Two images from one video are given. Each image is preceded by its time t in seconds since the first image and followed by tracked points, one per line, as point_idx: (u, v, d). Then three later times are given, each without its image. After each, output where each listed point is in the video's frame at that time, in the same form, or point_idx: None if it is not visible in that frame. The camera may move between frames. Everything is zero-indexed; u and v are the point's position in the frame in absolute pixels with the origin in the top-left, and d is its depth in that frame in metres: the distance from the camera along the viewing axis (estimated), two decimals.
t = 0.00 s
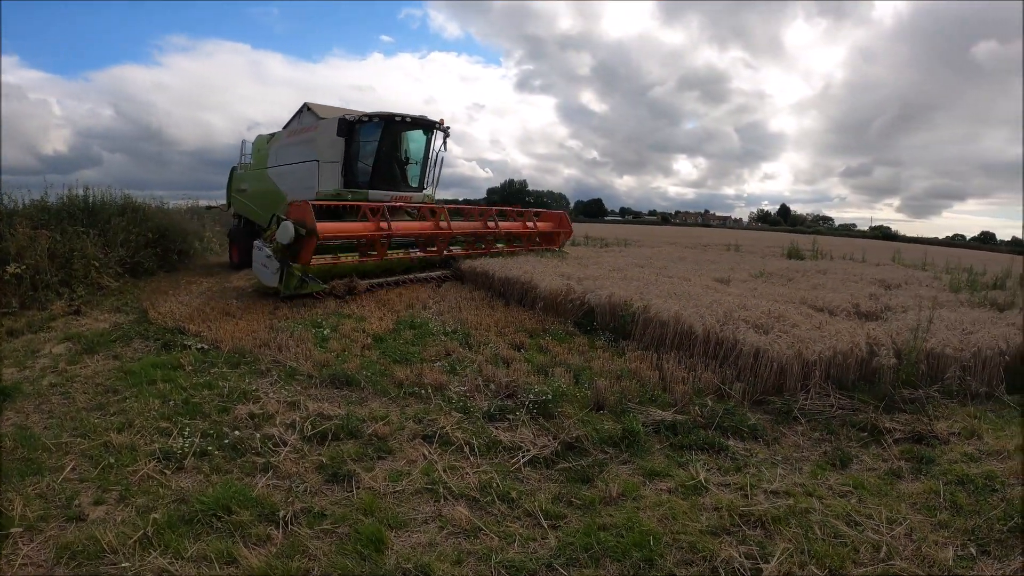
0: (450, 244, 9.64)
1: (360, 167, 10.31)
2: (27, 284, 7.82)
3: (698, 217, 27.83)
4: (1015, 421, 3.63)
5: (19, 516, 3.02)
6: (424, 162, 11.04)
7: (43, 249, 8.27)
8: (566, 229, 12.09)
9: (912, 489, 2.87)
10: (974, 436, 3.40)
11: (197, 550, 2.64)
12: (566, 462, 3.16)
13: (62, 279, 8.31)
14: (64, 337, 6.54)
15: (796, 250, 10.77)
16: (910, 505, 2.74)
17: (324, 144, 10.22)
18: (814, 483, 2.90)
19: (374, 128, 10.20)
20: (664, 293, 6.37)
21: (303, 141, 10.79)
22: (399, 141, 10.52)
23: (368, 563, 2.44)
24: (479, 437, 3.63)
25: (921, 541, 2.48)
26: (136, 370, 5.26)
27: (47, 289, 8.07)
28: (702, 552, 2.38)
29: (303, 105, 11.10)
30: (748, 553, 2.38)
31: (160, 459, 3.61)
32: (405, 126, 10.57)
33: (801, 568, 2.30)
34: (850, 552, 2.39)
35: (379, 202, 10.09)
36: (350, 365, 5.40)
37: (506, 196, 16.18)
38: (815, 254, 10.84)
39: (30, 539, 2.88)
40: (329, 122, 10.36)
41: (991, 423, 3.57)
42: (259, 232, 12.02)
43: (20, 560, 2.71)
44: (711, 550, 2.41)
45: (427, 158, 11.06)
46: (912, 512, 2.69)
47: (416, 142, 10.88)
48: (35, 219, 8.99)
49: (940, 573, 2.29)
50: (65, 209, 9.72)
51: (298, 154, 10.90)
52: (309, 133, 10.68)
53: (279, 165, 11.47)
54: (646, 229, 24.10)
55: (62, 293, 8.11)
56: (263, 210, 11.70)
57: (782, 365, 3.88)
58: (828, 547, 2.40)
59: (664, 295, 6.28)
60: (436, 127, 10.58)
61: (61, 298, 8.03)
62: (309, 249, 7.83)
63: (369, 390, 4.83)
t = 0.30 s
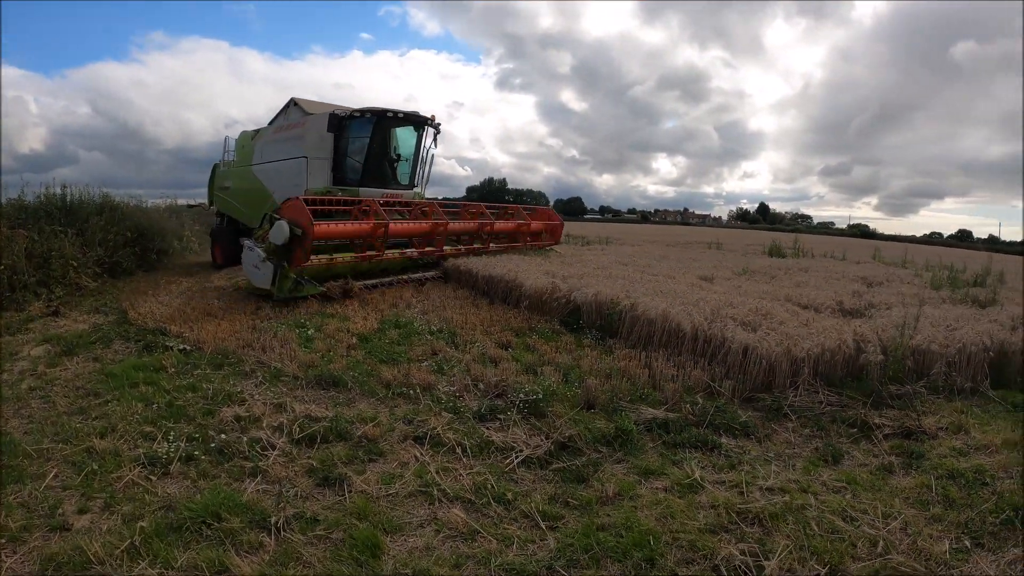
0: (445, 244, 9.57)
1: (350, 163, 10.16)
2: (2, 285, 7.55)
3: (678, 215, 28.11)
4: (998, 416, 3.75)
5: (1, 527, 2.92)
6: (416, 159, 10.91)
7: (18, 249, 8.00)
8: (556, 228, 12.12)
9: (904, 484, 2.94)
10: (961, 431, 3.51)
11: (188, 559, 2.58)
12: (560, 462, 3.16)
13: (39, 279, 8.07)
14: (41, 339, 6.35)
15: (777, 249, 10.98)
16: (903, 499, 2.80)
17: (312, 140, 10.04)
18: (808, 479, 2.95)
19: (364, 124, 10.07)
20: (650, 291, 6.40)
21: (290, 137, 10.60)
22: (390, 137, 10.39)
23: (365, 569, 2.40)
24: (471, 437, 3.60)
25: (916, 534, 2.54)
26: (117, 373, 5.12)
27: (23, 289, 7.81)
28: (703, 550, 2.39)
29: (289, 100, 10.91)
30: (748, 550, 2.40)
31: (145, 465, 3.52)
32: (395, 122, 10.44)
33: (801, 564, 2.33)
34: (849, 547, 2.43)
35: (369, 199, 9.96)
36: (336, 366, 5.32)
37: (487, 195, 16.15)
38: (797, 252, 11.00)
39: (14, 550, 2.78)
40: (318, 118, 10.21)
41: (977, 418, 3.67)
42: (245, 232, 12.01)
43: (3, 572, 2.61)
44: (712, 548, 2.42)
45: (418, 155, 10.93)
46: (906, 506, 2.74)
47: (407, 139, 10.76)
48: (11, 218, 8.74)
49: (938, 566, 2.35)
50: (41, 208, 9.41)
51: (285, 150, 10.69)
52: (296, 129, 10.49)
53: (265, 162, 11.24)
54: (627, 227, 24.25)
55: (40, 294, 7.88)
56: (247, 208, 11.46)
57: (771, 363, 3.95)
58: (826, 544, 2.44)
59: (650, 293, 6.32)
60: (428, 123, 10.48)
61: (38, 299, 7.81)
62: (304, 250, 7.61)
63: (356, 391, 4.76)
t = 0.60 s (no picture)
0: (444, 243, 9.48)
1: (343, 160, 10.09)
2: None
3: (660, 214, 28.37)
4: (985, 411, 4.01)
5: None
6: (409, 155, 10.89)
7: None
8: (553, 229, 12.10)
9: (900, 478, 3.08)
10: (951, 426, 3.71)
11: (189, 569, 2.55)
12: (562, 462, 3.26)
13: (20, 280, 7.90)
14: (23, 341, 6.20)
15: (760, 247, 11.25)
16: (902, 493, 2.94)
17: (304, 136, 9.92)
18: (808, 474, 3.08)
19: (358, 120, 9.99)
20: (641, 290, 6.48)
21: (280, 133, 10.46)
22: (384, 134, 10.33)
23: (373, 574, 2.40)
24: (472, 438, 3.63)
25: (917, 527, 2.65)
26: (105, 376, 5.03)
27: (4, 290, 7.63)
28: (712, 547, 2.47)
29: (279, 94, 10.77)
30: (756, 545, 2.49)
31: (138, 471, 3.47)
32: (390, 119, 10.41)
33: (808, 557, 2.43)
34: (853, 540, 2.53)
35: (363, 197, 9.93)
36: (328, 366, 5.28)
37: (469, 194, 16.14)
38: (781, 251, 11.19)
39: (6, 564, 2.72)
40: (311, 114, 10.09)
41: (966, 412, 3.93)
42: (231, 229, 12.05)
43: None
44: (721, 544, 2.50)
45: (411, 152, 10.92)
46: (904, 499, 2.87)
47: (401, 135, 10.73)
48: None
49: (939, 557, 2.46)
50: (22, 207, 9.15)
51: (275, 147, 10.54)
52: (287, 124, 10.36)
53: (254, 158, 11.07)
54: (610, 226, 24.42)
55: (21, 295, 7.70)
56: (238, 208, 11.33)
57: (765, 361, 4.19)
58: (832, 537, 2.54)
59: (641, 292, 6.41)
60: (422, 120, 10.43)
61: (20, 300, 7.65)
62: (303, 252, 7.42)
63: (350, 392, 4.74)
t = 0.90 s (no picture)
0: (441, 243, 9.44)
1: (336, 158, 9.98)
2: None
3: (637, 211, 28.73)
4: (971, 404, 4.39)
5: None
6: (403, 152, 10.81)
7: None
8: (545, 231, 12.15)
9: (896, 471, 3.42)
10: (939, 419, 4.10)
11: None
12: (563, 460, 3.58)
13: None
14: (3, 346, 6.09)
15: (740, 245, 11.52)
16: (897, 485, 3.27)
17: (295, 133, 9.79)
18: (805, 469, 3.43)
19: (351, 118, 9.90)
20: (629, 288, 6.59)
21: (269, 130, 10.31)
22: (377, 131, 10.24)
23: None
24: (470, 437, 3.90)
25: (912, 517, 2.97)
26: (90, 380, 4.95)
27: None
28: (720, 542, 2.77)
29: (268, 90, 10.66)
30: (762, 538, 2.79)
31: (132, 479, 3.48)
32: (383, 116, 10.32)
33: (813, 549, 2.73)
34: (855, 533, 2.82)
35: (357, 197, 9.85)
36: (320, 368, 5.27)
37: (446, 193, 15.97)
38: (761, 248, 11.47)
39: None
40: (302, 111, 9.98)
41: (954, 406, 4.30)
42: (216, 229, 11.94)
43: None
44: (727, 539, 2.80)
45: (406, 149, 10.83)
46: (900, 491, 3.21)
47: (395, 132, 10.64)
48: None
49: (937, 546, 2.77)
50: None
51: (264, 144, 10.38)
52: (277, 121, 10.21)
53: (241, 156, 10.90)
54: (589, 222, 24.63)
55: None
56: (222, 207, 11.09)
57: (757, 358, 4.56)
58: (834, 529, 2.84)
59: (629, 290, 6.49)
60: (416, 117, 10.35)
61: None
62: (302, 251, 7.35)
63: (344, 394, 4.73)
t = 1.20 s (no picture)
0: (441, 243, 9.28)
1: (331, 156, 9.88)
2: None
3: (623, 211, 28.82)
4: (958, 402, 4.48)
5: None
6: (400, 151, 10.74)
7: None
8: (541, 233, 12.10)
9: (886, 468, 3.47)
10: (927, 417, 4.17)
11: None
12: (556, 460, 3.59)
13: None
14: None
15: (727, 244, 11.60)
16: (887, 482, 3.33)
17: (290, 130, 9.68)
18: (796, 467, 3.46)
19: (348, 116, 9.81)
20: (617, 288, 6.61)
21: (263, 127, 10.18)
22: (375, 129, 10.16)
23: None
24: (461, 438, 3.89)
25: (902, 514, 3.02)
26: (76, 383, 4.91)
27: None
28: (715, 542, 2.78)
29: (262, 86, 10.53)
30: (756, 537, 2.82)
31: (120, 484, 3.48)
32: (380, 114, 10.24)
33: (807, 546, 2.76)
34: (846, 529, 2.86)
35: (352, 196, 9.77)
36: (308, 368, 5.23)
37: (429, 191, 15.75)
38: (747, 247, 11.57)
39: None
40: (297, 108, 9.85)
41: (941, 403, 4.39)
42: (207, 227, 11.84)
43: None
44: (721, 538, 2.82)
45: (403, 148, 10.75)
46: (891, 489, 3.26)
47: (391, 131, 10.56)
48: None
49: (927, 542, 2.82)
50: None
51: (257, 141, 10.25)
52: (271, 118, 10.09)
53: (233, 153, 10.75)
54: (576, 222, 24.68)
55: None
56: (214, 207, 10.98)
57: (746, 357, 4.61)
58: (827, 527, 2.87)
59: (617, 290, 6.50)
60: (414, 115, 10.28)
61: None
62: (300, 254, 7.16)
63: (334, 395, 4.69)
